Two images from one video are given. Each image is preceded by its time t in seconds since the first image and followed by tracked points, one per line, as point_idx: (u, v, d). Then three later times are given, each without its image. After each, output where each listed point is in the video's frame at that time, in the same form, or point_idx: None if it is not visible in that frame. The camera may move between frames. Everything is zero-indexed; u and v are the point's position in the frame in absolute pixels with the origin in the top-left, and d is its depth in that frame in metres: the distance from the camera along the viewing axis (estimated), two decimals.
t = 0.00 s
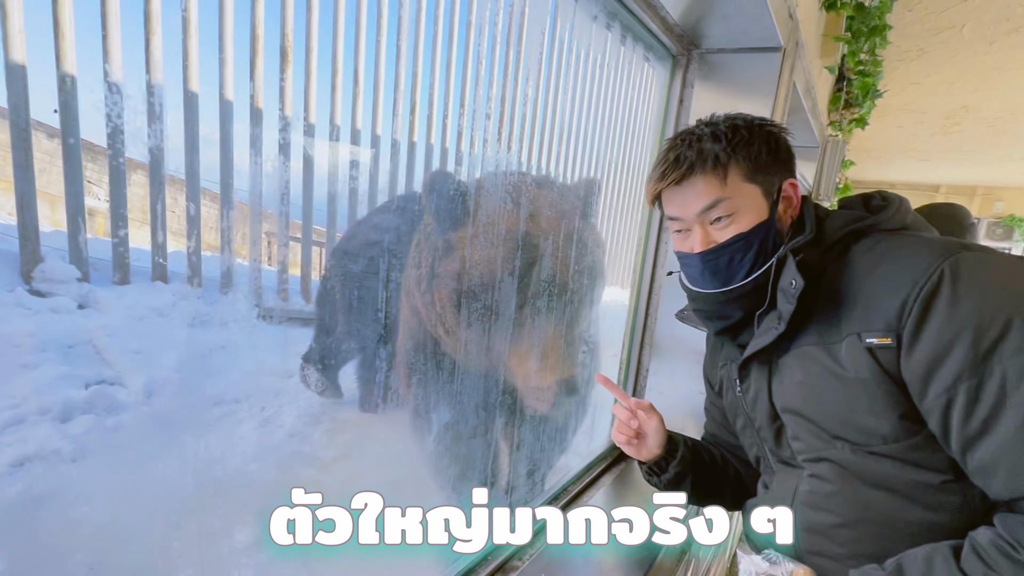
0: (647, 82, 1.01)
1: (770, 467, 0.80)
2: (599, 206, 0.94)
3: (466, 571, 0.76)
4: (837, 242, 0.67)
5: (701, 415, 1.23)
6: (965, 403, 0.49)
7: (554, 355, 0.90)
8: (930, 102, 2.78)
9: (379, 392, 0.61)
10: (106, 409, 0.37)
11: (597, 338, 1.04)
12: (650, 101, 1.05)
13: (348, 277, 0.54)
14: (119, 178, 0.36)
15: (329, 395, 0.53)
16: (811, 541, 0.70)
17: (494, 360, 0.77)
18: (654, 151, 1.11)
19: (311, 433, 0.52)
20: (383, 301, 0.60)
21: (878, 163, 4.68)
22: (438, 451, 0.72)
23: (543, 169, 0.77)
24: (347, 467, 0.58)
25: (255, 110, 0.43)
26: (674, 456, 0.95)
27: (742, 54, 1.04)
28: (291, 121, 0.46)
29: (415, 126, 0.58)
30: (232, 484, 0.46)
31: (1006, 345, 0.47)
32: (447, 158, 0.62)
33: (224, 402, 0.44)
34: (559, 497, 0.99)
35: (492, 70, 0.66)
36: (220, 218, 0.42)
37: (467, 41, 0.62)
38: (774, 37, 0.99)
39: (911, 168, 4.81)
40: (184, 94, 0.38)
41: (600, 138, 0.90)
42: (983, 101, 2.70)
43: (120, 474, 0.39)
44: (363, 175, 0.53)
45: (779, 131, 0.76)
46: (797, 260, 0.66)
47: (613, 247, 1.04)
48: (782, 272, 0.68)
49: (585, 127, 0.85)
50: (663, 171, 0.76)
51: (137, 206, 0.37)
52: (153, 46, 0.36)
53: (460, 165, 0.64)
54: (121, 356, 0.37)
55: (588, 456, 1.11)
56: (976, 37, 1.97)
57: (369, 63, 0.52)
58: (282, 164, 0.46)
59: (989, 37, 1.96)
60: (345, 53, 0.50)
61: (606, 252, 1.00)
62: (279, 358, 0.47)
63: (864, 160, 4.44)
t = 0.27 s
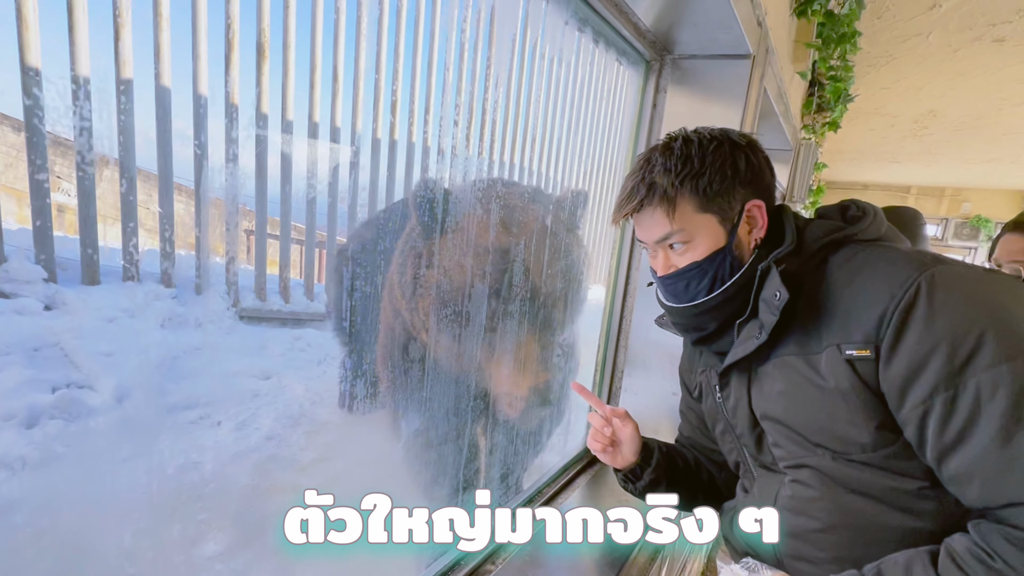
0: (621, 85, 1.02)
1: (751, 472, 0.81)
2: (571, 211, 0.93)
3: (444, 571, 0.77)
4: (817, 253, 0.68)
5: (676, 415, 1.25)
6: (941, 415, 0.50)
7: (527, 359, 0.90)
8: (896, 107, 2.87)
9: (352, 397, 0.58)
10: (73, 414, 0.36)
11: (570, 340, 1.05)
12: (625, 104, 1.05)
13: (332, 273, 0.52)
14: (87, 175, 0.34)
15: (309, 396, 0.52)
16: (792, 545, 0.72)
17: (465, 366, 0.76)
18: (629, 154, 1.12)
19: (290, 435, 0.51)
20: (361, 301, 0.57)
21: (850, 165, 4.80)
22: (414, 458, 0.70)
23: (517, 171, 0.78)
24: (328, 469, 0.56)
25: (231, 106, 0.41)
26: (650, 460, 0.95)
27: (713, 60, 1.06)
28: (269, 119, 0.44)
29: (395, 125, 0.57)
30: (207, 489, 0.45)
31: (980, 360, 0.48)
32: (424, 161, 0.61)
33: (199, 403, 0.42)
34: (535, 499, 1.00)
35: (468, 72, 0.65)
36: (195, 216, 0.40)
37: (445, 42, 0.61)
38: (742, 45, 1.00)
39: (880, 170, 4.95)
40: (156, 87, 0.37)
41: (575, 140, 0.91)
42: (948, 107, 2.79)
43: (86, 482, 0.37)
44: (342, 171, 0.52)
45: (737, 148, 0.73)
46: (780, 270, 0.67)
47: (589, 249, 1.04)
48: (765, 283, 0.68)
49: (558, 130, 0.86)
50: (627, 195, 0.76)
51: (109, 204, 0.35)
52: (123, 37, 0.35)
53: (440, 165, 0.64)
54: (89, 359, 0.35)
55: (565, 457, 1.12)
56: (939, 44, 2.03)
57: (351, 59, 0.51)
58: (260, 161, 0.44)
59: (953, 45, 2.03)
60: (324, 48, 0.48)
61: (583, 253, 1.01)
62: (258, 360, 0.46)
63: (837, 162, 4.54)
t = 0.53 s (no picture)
0: (606, 83, 1.02)
1: (739, 471, 0.83)
2: (556, 208, 0.94)
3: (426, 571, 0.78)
4: (794, 256, 0.69)
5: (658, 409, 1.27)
6: (917, 414, 0.52)
7: (513, 356, 0.91)
8: (874, 106, 2.94)
9: (338, 394, 0.57)
10: (48, 414, 0.34)
11: (556, 336, 1.05)
12: (610, 101, 1.06)
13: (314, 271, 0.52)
14: (60, 168, 0.33)
15: (293, 394, 0.51)
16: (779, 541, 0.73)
17: (451, 363, 0.76)
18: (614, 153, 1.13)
19: (273, 433, 0.50)
20: (344, 300, 0.56)
21: (830, 163, 4.90)
22: (399, 456, 0.70)
23: (503, 167, 0.78)
24: (312, 467, 0.56)
25: (210, 98, 0.40)
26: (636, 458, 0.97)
27: (697, 58, 1.07)
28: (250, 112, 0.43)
29: (380, 119, 0.56)
30: (188, 488, 0.44)
31: (953, 360, 0.50)
32: (410, 158, 0.61)
33: (179, 402, 0.41)
34: (521, 495, 1.00)
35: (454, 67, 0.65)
36: (174, 210, 0.39)
37: (431, 37, 0.61)
38: (726, 45, 1.02)
39: (858, 168, 5.06)
40: (132, 78, 0.36)
41: (560, 138, 0.91)
42: (924, 107, 2.86)
43: (62, 484, 0.36)
44: (326, 166, 0.51)
45: (714, 159, 0.75)
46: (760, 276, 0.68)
47: (574, 246, 1.04)
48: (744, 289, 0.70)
49: (544, 127, 0.86)
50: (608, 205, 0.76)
51: (83, 198, 0.34)
52: (97, 27, 0.34)
53: (426, 161, 0.63)
54: (63, 358, 0.34)
55: (550, 452, 1.13)
56: (917, 46, 2.07)
57: (335, 52, 0.50)
58: (240, 154, 0.43)
59: (930, 47, 2.08)
60: (306, 40, 0.47)
61: (569, 250, 1.02)
62: (239, 357, 0.45)
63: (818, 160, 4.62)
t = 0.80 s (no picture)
0: (600, 84, 1.03)
1: (729, 467, 0.84)
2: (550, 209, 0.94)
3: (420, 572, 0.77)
4: (779, 255, 0.71)
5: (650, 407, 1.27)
6: (898, 406, 0.53)
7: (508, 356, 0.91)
8: (861, 108, 2.98)
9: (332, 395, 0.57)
10: (33, 415, 0.34)
11: (550, 336, 1.06)
12: (604, 102, 1.06)
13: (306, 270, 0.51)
14: (45, 166, 0.33)
15: (284, 394, 0.51)
16: (769, 535, 0.74)
17: (446, 362, 0.76)
18: (607, 154, 1.13)
19: (265, 434, 0.50)
20: (337, 299, 0.56)
21: (818, 164, 4.96)
22: (392, 456, 0.69)
23: (496, 166, 0.78)
24: (305, 467, 0.55)
25: (199, 95, 0.40)
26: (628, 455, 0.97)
27: (689, 60, 1.07)
28: (241, 109, 0.43)
29: (372, 118, 0.56)
30: (177, 490, 0.44)
31: (931, 352, 0.51)
32: (402, 158, 0.61)
33: (168, 403, 0.41)
34: (514, 493, 1.01)
35: (448, 67, 0.65)
36: (163, 208, 0.39)
37: (425, 36, 0.60)
38: (718, 47, 1.02)
39: (845, 169, 5.13)
40: (119, 74, 0.35)
41: (554, 138, 0.91)
42: (910, 109, 2.91)
43: (47, 487, 0.35)
44: (318, 165, 0.51)
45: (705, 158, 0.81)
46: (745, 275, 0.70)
47: (568, 248, 1.05)
48: (732, 287, 0.71)
49: (539, 127, 0.86)
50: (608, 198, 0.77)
51: (68, 195, 0.34)
52: (82, 22, 0.33)
53: (418, 161, 0.63)
54: (49, 358, 0.34)
55: (543, 450, 1.13)
56: (904, 49, 2.10)
57: (325, 51, 0.49)
58: (231, 152, 0.43)
59: (915, 50, 2.11)
60: (297, 38, 0.46)
61: (563, 250, 1.02)
62: (229, 357, 0.45)
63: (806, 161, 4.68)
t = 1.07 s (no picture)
0: (592, 82, 1.03)
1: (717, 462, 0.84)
2: (543, 207, 0.94)
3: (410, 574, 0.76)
4: (766, 253, 0.71)
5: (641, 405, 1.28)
6: (879, 400, 0.54)
7: (500, 355, 0.91)
8: (849, 109, 3.02)
9: (324, 395, 0.56)
10: (17, 416, 0.33)
11: (542, 334, 1.06)
12: (596, 100, 1.06)
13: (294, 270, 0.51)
14: (28, 162, 0.32)
15: (274, 394, 0.50)
16: (755, 528, 0.75)
17: (440, 361, 0.76)
18: (599, 153, 1.14)
19: (255, 433, 0.49)
20: (327, 298, 0.56)
21: (807, 163, 5.01)
22: (385, 455, 0.69)
23: (489, 166, 0.78)
24: (296, 467, 0.55)
25: (187, 91, 0.39)
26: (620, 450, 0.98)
27: (682, 60, 1.08)
28: (229, 105, 0.42)
29: (363, 116, 0.55)
30: (166, 491, 0.43)
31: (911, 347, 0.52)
32: (393, 157, 0.60)
33: (155, 403, 0.40)
34: (508, 491, 1.01)
35: (440, 65, 0.64)
36: (149, 205, 0.38)
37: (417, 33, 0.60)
38: (709, 47, 1.03)
39: (833, 169, 5.20)
40: (104, 68, 0.34)
41: (546, 136, 0.91)
42: (897, 110, 2.95)
43: (31, 490, 0.35)
44: (308, 163, 0.50)
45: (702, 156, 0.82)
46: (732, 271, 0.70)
47: (562, 245, 1.05)
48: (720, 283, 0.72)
49: (531, 125, 0.86)
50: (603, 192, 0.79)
51: (51, 192, 0.33)
52: (66, 16, 0.32)
53: (409, 160, 0.63)
54: (33, 358, 0.33)
55: (536, 448, 1.13)
56: (891, 51, 2.14)
57: (316, 47, 0.49)
58: (219, 149, 0.42)
59: (902, 52, 2.14)
60: (286, 35, 0.46)
61: (556, 249, 1.02)
62: (219, 358, 0.44)
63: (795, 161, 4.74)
